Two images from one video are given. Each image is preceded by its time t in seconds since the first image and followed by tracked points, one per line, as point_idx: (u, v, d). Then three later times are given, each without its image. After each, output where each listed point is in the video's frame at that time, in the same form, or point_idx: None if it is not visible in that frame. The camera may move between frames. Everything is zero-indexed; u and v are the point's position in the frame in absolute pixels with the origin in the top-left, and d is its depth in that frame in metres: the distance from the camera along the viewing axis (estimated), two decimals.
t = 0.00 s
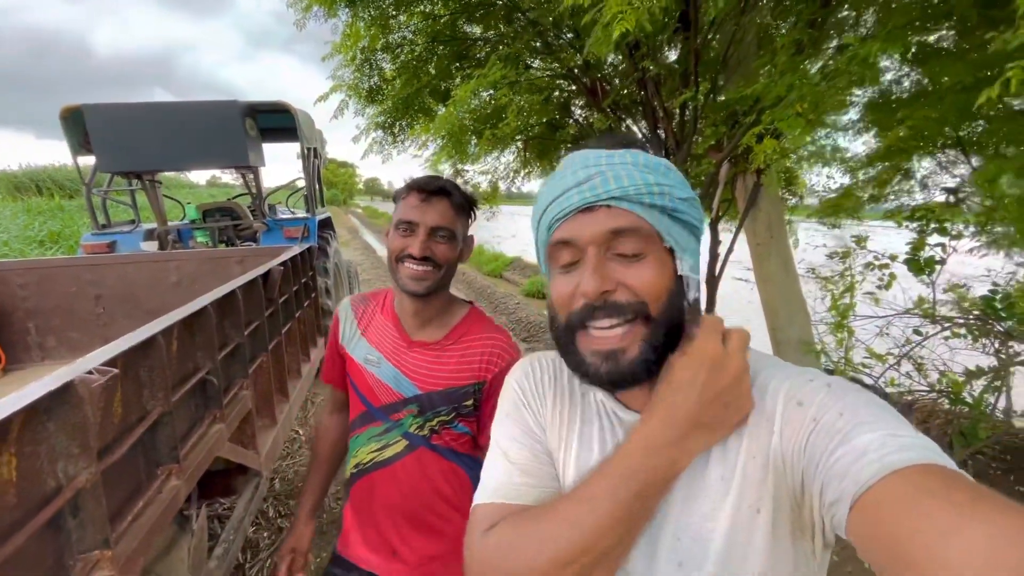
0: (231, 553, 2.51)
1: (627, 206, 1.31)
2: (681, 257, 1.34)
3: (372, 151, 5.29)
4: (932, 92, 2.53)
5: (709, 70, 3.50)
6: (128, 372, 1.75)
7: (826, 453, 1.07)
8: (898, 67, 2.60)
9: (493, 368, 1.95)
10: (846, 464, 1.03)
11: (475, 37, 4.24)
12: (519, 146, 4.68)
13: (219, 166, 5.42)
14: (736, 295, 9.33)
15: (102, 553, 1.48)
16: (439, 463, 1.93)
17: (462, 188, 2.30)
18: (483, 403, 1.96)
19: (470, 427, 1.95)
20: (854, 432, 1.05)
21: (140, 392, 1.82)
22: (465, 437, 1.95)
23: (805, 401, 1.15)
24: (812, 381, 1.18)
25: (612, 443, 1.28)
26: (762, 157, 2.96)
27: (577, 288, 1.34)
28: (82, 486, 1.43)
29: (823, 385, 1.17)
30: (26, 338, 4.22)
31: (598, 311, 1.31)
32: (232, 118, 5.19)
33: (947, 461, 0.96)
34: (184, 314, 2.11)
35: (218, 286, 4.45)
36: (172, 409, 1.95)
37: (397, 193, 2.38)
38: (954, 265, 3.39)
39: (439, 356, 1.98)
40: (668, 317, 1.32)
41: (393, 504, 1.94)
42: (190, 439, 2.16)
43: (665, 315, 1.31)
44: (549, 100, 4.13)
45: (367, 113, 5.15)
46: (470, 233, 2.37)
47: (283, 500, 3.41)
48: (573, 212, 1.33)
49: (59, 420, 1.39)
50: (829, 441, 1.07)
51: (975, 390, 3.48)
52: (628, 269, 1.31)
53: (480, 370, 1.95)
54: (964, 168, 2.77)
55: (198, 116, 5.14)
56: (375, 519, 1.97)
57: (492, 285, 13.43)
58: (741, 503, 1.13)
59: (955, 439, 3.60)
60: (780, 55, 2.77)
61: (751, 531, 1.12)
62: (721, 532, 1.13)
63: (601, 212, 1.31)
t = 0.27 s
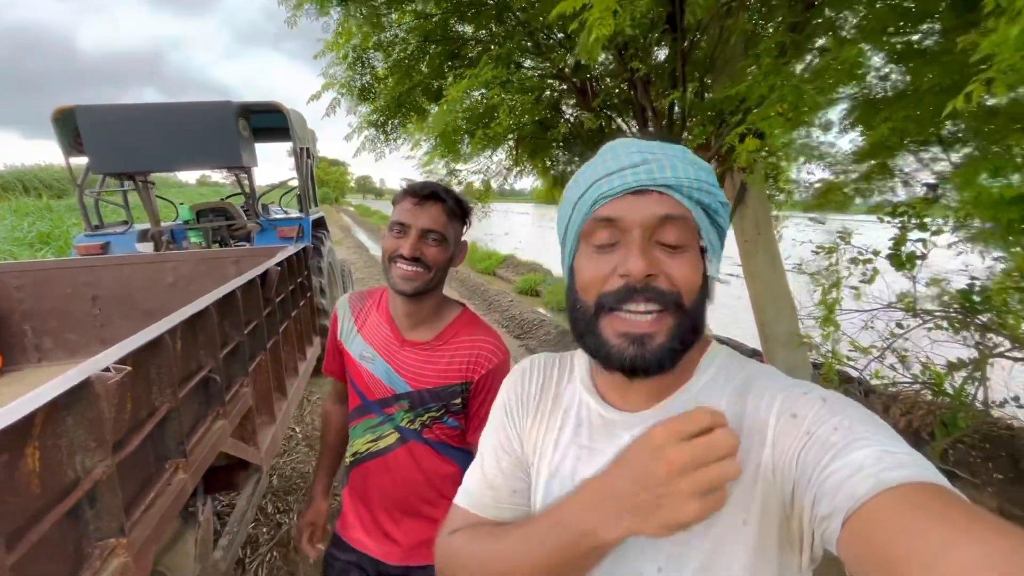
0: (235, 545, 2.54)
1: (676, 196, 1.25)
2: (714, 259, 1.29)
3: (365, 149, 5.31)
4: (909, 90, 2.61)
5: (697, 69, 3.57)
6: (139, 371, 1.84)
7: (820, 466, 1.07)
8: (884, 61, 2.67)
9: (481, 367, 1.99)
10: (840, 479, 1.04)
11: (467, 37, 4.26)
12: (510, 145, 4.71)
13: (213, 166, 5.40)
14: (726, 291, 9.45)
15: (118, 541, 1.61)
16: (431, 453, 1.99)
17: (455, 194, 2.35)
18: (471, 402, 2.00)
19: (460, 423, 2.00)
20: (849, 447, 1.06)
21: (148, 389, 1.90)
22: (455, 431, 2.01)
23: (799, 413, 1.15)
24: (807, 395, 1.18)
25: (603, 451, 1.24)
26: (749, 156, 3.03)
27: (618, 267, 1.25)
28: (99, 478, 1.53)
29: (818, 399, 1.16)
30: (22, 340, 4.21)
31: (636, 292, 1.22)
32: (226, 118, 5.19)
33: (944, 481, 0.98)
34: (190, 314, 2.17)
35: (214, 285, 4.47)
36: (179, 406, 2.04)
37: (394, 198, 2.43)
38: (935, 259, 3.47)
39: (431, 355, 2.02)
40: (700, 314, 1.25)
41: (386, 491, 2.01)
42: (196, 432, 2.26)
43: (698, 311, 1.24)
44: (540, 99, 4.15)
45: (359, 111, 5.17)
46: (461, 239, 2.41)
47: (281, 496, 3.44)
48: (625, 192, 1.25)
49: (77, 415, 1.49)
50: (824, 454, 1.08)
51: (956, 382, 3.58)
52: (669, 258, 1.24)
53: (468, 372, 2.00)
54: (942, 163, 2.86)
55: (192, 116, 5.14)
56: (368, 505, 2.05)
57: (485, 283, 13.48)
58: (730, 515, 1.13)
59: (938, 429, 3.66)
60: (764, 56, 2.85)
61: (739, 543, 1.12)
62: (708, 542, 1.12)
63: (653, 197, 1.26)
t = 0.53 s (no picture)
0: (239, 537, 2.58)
1: (716, 187, 1.29)
2: (738, 258, 1.34)
3: (355, 146, 5.32)
4: (903, 84, 2.56)
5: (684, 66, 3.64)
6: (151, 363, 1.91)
7: (826, 470, 1.08)
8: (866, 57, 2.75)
9: (480, 351, 2.04)
10: (845, 483, 1.05)
11: (457, 35, 4.29)
12: (501, 144, 4.73)
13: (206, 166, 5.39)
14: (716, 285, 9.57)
15: (133, 526, 1.67)
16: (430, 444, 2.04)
17: (442, 188, 2.38)
18: (471, 385, 2.06)
19: (460, 407, 2.06)
20: (856, 452, 1.07)
21: (157, 381, 1.95)
22: (456, 417, 2.07)
23: (807, 417, 1.15)
24: (816, 400, 1.18)
25: (608, 450, 1.24)
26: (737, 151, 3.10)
27: (647, 254, 1.29)
28: (115, 465, 1.58)
29: (826, 404, 1.17)
30: (16, 342, 4.18)
31: (663, 282, 1.26)
32: (218, 118, 5.18)
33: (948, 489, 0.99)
34: (194, 310, 2.22)
35: (209, 284, 4.48)
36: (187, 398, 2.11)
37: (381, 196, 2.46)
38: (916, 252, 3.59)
39: (431, 342, 2.06)
40: (720, 312, 1.29)
41: (389, 484, 2.05)
42: (203, 424, 2.33)
43: (719, 309, 1.28)
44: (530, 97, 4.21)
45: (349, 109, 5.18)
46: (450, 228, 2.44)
47: (281, 492, 3.47)
48: (664, 176, 1.29)
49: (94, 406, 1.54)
50: (830, 458, 1.09)
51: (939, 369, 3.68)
52: (700, 252, 1.28)
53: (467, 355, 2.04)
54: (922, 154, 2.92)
55: (184, 116, 5.12)
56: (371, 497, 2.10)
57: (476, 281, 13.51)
58: (732, 515, 1.11)
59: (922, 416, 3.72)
60: (750, 53, 2.92)
61: (738, 544, 1.11)
62: (710, 545, 1.11)
63: (692, 186, 1.29)
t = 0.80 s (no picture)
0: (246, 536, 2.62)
1: (689, 184, 1.27)
2: (723, 252, 1.31)
3: (352, 146, 5.30)
4: (894, 85, 2.67)
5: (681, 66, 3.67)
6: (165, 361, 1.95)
7: (825, 474, 1.02)
8: (860, 58, 2.79)
9: (488, 342, 2.13)
10: (847, 489, 0.99)
11: (455, 36, 4.33)
12: (500, 144, 4.71)
13: (205, 168, 5.39)
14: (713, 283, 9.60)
15: (150, 521, 1.69)
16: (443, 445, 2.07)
17: (443, 183, 2.40)
18: (479, 377, 2.12)
19: (468, 401, 2.11)
20: (857, 457, 1.01)
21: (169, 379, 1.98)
22: (463, 411, 2.12)
23: (805, 420, 1.09)
24: (814, 401, 1.12)
25: (598, 449, 1.21)
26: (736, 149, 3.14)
27: (623, 259, 1.26)
28: (133, 461, 1.62)
29: (824, 407, 1.11)
30: (18, 345, 4.17)
31: (640, 285, 1.23)
32: (215, 118, 5.14)
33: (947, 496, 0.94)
34: (202, 309, 2.25)
35: (211, 286, 4.49)
36: (197, 396, 2.14)
37: (380, 194, 2.44)
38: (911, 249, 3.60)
39: (438, 337, 2.12)
40: (703, 311, 1.25)
41: (400, 485, 2.06)
42: (212, 422, 2.35)
43: (701, 309, 1.25)
44: (529, 98, 4.19)
45: (347, 109, 5.18)
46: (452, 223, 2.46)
47: (284, 493, 3.48)
48: (634, 177, 1.28)
49: (110, 402, 1.58)
50: (830, 462, 1.02)
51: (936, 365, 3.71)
52: (677, 251, 1.25)
53: (476, 346, 2.11)
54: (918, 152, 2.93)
55: (182, 117, 5.11)
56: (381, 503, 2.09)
57: (474, 281, 13.52)
58: (724, 519, 1.07)
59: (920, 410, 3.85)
60: (747, 53, 2.96)
61: (729, 547, 1.06)
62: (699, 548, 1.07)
63: (663, 184, 1.27)
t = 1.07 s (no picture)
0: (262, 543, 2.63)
1: (660, 194, 1.38)
2: (698, 254, 1.42)
3: (361, 152, 5.30)
4: (902, 87, 2.66)
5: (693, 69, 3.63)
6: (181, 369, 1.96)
7: (803, 470, 1.09)
8: (873, 64, 2.79)
9: (507, 349, 2.14)
10: (823, 483, 1.05)
11: (463, 40, 4.29)
12: (509, 148, 4.69)
13: (214, 172, 5.42)
14: (722, 287, 9.52)
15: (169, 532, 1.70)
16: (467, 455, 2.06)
17: (457, 185, 2.37)
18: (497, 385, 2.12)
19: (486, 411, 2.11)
20: (832, 453, 1.08)
21: (185, 388, 1.99)
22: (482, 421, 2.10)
23: (784, 419, 1.17)
24: (793, 402, 1.21)
25: (588, 448, 1.32)
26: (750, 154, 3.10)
27: (602, 269, 1.37)
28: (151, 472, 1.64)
29: (803, 408, 1.19)
30: (30, 349, 4.20)
31: (620, 293, 1.35)
32: (226, 124, 5.19)
33: (917, 487, 1.00)
34: (216, 316, 2.26)
35: (222, 291, 4.50)
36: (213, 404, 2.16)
37: (393, 198, 2.43)
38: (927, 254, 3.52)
39: (456, 346, 2.11)
40: (680, 314, 1.36)
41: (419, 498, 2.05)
42: (228, 429, 2.36)
43: (678, 312, 1.35)
44: (538, 101, 4.17)
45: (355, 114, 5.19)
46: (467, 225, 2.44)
47: (294, 498, 3.48)
48: (608, 192, 1.39)
49: (129, 411, 1.60)
50: (808, 458, 1.10)
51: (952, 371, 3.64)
52: (651, 259, 1.37)
53: (496, 352, 2.13)
54: (937, 159, 2.90)
55: (193, 122, 5.13)
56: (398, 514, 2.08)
57: (480, 285, 13.48)
58: (709, 513, 1.16)
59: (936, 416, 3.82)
60: (761, 57, 2.92)
61: (716, 540, 1.15)
62: (687, 540, 1.17)
63: (636, 196, 1.38)
